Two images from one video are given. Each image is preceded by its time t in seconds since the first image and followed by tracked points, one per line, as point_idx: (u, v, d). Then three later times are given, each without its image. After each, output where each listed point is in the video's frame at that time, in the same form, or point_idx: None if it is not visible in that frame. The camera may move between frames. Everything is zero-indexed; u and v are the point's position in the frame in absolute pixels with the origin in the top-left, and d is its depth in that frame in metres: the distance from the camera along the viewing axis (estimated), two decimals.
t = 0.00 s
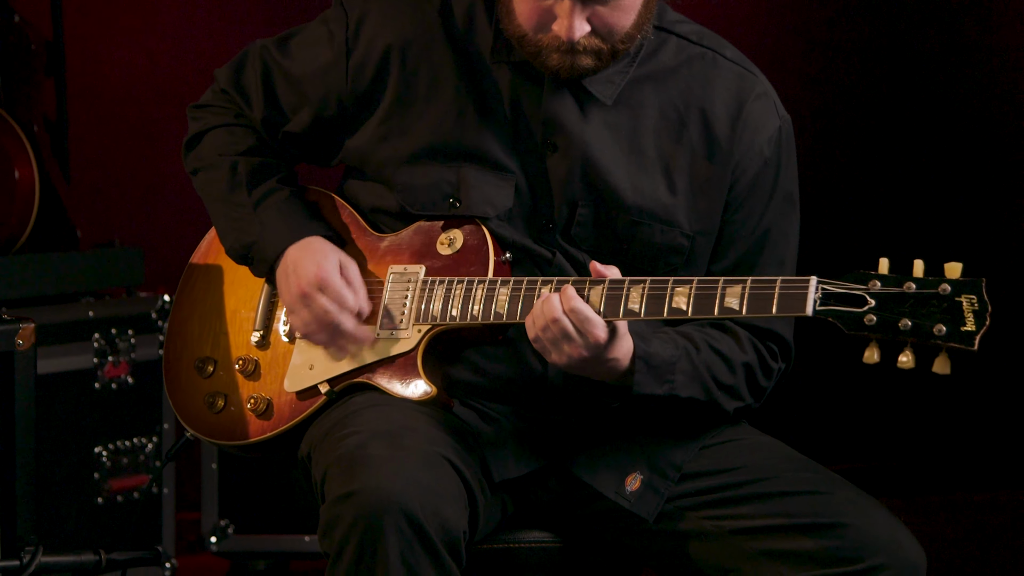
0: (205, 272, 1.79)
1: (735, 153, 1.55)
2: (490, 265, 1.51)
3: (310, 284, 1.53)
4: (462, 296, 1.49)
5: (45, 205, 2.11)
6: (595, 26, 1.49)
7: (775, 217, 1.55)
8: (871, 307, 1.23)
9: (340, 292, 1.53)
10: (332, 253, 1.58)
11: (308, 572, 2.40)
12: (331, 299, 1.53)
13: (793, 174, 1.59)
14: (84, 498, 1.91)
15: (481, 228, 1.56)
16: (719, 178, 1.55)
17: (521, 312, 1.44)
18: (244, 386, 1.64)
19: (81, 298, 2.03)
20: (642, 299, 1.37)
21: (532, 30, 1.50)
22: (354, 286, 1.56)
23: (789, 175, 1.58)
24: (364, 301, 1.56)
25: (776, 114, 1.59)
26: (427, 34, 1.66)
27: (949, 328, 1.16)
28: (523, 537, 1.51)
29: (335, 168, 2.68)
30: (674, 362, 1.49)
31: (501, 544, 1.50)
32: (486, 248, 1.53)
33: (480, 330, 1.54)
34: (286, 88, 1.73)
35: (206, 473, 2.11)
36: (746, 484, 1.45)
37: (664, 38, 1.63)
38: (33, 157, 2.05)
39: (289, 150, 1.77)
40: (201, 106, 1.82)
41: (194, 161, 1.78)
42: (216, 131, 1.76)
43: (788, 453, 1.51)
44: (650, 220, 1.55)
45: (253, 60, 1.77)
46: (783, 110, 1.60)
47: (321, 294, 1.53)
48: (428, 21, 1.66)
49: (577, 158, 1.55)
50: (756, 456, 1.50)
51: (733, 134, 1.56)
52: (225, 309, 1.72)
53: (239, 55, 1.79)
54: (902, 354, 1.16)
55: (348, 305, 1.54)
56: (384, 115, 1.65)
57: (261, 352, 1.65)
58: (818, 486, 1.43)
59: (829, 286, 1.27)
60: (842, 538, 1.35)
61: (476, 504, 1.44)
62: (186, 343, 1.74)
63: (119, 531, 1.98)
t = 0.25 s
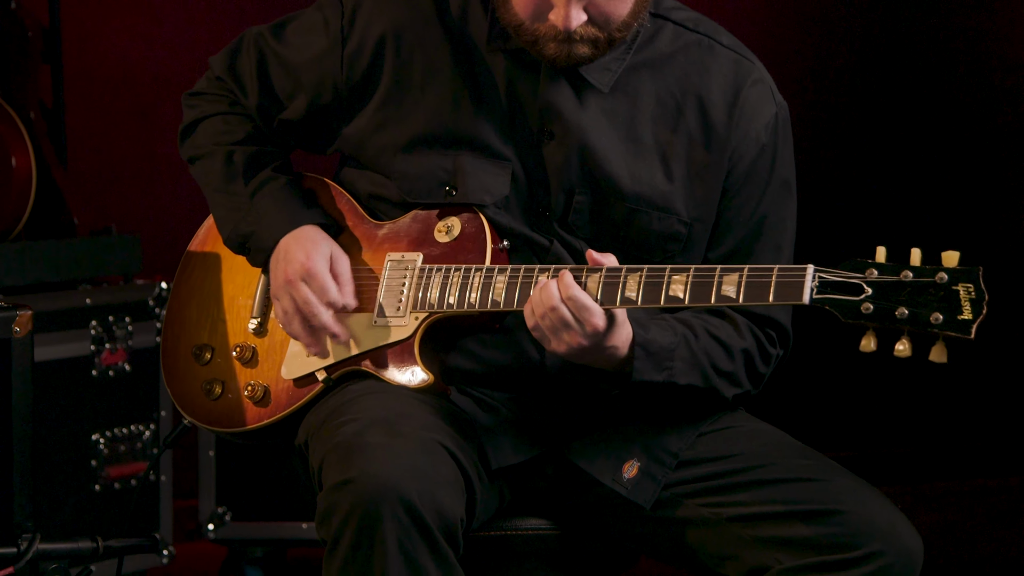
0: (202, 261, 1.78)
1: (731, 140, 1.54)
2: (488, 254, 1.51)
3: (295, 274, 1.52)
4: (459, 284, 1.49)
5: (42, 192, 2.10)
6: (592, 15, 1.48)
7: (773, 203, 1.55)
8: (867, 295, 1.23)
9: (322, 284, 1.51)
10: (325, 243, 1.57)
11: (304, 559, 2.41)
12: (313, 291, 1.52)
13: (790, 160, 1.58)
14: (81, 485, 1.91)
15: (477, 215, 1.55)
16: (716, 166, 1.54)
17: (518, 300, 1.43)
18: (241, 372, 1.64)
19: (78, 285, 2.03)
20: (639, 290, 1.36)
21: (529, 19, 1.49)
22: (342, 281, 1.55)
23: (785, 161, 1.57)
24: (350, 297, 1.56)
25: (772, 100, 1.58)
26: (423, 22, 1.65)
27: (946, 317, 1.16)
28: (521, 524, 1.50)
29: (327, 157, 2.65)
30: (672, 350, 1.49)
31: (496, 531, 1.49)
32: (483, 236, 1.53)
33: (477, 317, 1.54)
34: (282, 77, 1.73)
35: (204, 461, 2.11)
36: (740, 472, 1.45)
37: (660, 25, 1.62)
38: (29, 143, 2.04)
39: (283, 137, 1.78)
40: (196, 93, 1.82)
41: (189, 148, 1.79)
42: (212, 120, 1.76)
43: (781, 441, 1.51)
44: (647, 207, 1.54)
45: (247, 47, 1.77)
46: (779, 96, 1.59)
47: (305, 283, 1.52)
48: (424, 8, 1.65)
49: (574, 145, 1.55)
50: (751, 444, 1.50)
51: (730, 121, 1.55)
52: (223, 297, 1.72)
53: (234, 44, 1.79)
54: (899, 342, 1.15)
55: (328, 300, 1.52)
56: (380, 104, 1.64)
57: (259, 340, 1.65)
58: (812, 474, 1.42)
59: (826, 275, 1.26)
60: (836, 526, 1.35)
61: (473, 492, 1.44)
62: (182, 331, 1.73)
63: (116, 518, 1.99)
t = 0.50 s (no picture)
0: (198, 247, 1.77)
1: (728, 126, 1.53)
2: (484, 242, 1.50)
3: (294, 253, 1.53)
4: (456, 273, 1.48)
5: (38, 179, 2.09)
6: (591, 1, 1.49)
7: (769, 189, 1.54)
8: (864, 287, 1.22)
9: (322, 260, 1.50)
10: (319, 223, 1.57)
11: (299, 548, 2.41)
12: (314, 267, 1.51)
13: (786, 146, 1.57)
14: (77, 472, 1.91)
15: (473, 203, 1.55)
16: (713, 152, 1.53)
17: (515, 287, 1.43)
18: (237, 359, 1.64)
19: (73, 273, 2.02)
20: (635, 277, 1.36)
21: (527, 4, 1.49)
22: (340, 255, 1.54)
23: (782, 148, 1.56)
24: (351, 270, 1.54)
25: (768, 86, 1.57)
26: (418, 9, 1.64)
27: (942, 310, 1.16)
28: (516, 511, 1.48)
29: (323, 146, 2.67)
30: (668, 339, 1.48)
31: (493, 518, 1.47)
32: (480, 225, 1.52)
33: (474, 305, 1.54)
34: (278, 65, 1.73)
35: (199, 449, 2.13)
36: (736, 459, 1.45)
37: (656, 11, 1.62)
38: (24, 130, 2.03)
39: (278, 124, 1.77)
40: (191, 80, 1.82)
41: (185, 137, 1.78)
42: (208, 107, 1.76)
43: (779, 428, 1.50)
44: (644, 193, 1.54)
45: (243, 34, 1.77)
46: (775, 82, 1.58)
47: (305, 262, 1.52)
48: None
49: (570, 131, 1.54)
50: (746, 431, 1.49)
51: (727, 108, 1.54)
52: (219, 284, 1.71)
53: (229, 31, 1.79)
54: (895, 334, 1.15)
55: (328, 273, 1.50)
56: (378, 90, 1.64)
57: (255, 327, 1.65)
58: (807, 461, 1.41)
59: (822, 266, 1.25)
60: (832, 512, 1.34)
61: (469, 479, 1.43)
62: (179, 317, 1.73)
63: (111, 505, 1.98)
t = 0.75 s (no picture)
0: (194, 236, 1.77)
1: (722, 113, 1.53)
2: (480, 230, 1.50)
3: (287, 249, 1.51)
4: (451, 260, 1.48)
5: (32, 167, 2.08)
6: None
7: (764, 175, 1.54)
8: (859, 273, 1.22)
9: (314, 262, 1.49)
10: (315, 219, 1.55)
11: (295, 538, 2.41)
12: (304, 267, 1.51)
13: (781, 133, 1.57)
14: (72, 461, 1.92)
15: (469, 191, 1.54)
16: (708, 138, 1.53)
17: (510, 274, 1.42)
18: (232, 347, 1.63)
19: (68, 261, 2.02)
20: (631, 264, 1.35)
21: None
22: (332, 256, 1.54)
23: (777, 135, 1.56)
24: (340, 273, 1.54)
25: (763, 74, 1.57)
26: None
27: (936, 296, 1.16)
28: (512, 500, 1.48)
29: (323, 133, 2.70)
30: (663, 326, 1.48)
31: (488, 506, 1.47)
32: (476, 211, 1.52)
33: (468, 292, 1.53)
34: (273, 53, 1.72)
35: (195, 439, 2.15)
36: (732, 446, 1.45)
37: None
38: (19, 118, 2.02)
39: (273, 113, 1.76)
40: (187, 70, 1.82)
41: (181, 127, 1.77)
42: (204, 95, 1.76)
43: (776, 417, 1.50)
44: (639, 179, 1.53)
45: (238, 23, 1.76)
46: (771, 69, 1.58)
47: (295, 260, 1.51)
48: None
49: (566, 117, 1.54)
50: (742, 419, 1.49)
51: (721, 95, 1.54)
52: (215, 273, 1.71)
53: (224, 19, 1.78)
54: (891, 319, 1.15)
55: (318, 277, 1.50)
56: (372, 78, 1.63)
57: (250, 315, 1.64)
58: (803, 449, 1.41)
59: (817, 252, 1.25)
60: (828, 500, 1.34)
61: (464, 467, 1.42)
62: (174, 306, 1.72)
63: (105, 493, 1.99)
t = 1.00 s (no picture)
0: (189, 224, 1.76)
1: (719, 100, 1.53)
2: (476, 221, 1.50)
3: (283, 230, 1.52)
4: (446, 251, 1.47)
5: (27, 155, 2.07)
6: None
7: (761, 164, 1.54)
8: (853, 269, 1.22)
9: (310, 236, 1.49)
10: (309, 199, 1.56)
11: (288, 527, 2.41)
12: (303, 242, 1.50)
13: (776, 120, 1.57)
14: (66, 449, 1.91)
15: (465, 181, 1.53)
16: (704, 127, 1.53)
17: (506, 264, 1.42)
18: (227, 335, 1.63)
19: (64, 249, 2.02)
20: (626, 255, 1.35)
21: None
22: (331, 229, 1.53)
23: (772, 122, 1.56)
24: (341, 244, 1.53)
25: (759, 61, 1.57)
26: None
27: (931, 292, 1.15)
28: (506, 488, 1.47)
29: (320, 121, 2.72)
30: (654, 317, 1.47)
31: (484, 495, 1.46)
32: (472, 202, 1.51)
33: (462, 282, 1.53)
34: (269, 42, 1.71)
35: (189, 424, 2.17)
36: (727, 436, 1.44)
37: None
38: (13, 105, 2.01)
39: (267, 103, 1.76)
40: (183, 59, 1.81)
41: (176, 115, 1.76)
42: (199, 84, 1.75)
43: (772, 407, 1.50)
44: (636, 168, 1.53)
45: (234, 12, 1.75)
46: (766, 57, 1.58)
47: (293, 238, 1.51)
48: None
49: (564, 105, 1.53)
50: (737, 408, 1.49)
51: (718, 82, 1.54)
52: (211, 261, 1.70)
53: (220, 7, 1.77)
54: (884, 315, 1.15)
55: (316, 248, 1.48)
56: (370, 66, 1.63)
57: (245, 303, 1.64)
58: (796, 438, 1.41)
59: (812, 247, 1.25)
60: (822, 489, 1.33)
61: (458, 454, 1.42)
62: (169, 293, 1.72)
63: (99, 482, 1.99)
